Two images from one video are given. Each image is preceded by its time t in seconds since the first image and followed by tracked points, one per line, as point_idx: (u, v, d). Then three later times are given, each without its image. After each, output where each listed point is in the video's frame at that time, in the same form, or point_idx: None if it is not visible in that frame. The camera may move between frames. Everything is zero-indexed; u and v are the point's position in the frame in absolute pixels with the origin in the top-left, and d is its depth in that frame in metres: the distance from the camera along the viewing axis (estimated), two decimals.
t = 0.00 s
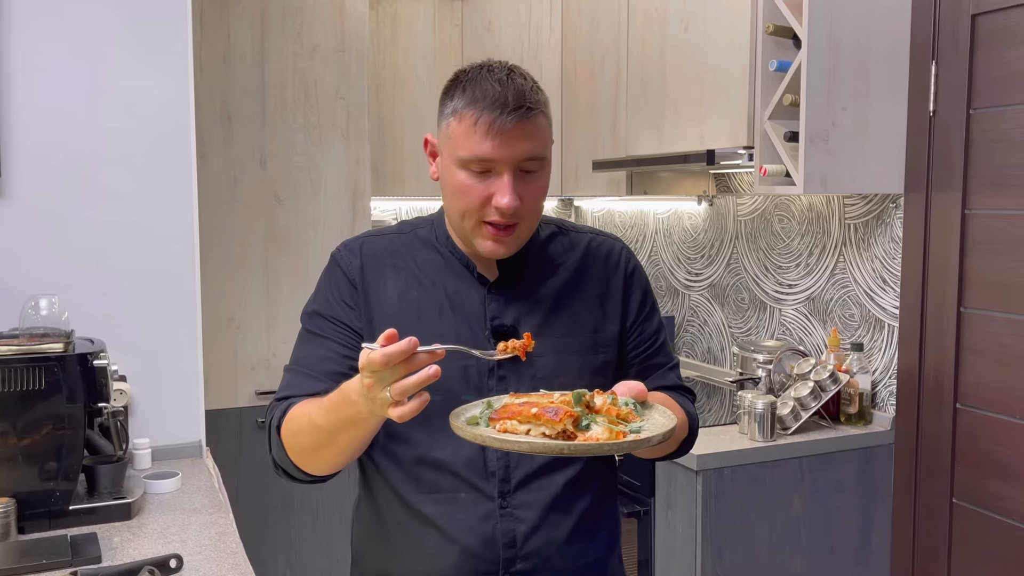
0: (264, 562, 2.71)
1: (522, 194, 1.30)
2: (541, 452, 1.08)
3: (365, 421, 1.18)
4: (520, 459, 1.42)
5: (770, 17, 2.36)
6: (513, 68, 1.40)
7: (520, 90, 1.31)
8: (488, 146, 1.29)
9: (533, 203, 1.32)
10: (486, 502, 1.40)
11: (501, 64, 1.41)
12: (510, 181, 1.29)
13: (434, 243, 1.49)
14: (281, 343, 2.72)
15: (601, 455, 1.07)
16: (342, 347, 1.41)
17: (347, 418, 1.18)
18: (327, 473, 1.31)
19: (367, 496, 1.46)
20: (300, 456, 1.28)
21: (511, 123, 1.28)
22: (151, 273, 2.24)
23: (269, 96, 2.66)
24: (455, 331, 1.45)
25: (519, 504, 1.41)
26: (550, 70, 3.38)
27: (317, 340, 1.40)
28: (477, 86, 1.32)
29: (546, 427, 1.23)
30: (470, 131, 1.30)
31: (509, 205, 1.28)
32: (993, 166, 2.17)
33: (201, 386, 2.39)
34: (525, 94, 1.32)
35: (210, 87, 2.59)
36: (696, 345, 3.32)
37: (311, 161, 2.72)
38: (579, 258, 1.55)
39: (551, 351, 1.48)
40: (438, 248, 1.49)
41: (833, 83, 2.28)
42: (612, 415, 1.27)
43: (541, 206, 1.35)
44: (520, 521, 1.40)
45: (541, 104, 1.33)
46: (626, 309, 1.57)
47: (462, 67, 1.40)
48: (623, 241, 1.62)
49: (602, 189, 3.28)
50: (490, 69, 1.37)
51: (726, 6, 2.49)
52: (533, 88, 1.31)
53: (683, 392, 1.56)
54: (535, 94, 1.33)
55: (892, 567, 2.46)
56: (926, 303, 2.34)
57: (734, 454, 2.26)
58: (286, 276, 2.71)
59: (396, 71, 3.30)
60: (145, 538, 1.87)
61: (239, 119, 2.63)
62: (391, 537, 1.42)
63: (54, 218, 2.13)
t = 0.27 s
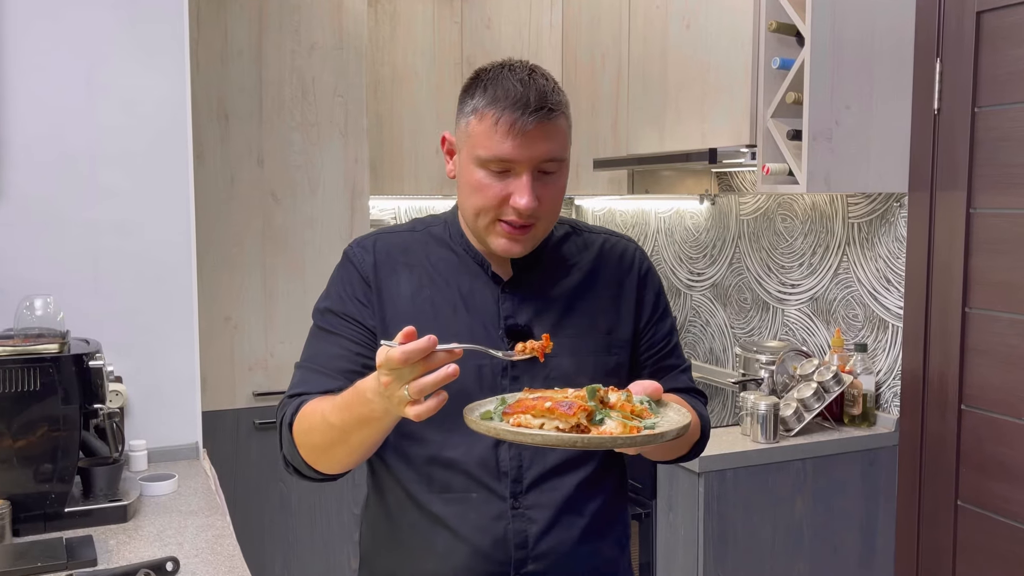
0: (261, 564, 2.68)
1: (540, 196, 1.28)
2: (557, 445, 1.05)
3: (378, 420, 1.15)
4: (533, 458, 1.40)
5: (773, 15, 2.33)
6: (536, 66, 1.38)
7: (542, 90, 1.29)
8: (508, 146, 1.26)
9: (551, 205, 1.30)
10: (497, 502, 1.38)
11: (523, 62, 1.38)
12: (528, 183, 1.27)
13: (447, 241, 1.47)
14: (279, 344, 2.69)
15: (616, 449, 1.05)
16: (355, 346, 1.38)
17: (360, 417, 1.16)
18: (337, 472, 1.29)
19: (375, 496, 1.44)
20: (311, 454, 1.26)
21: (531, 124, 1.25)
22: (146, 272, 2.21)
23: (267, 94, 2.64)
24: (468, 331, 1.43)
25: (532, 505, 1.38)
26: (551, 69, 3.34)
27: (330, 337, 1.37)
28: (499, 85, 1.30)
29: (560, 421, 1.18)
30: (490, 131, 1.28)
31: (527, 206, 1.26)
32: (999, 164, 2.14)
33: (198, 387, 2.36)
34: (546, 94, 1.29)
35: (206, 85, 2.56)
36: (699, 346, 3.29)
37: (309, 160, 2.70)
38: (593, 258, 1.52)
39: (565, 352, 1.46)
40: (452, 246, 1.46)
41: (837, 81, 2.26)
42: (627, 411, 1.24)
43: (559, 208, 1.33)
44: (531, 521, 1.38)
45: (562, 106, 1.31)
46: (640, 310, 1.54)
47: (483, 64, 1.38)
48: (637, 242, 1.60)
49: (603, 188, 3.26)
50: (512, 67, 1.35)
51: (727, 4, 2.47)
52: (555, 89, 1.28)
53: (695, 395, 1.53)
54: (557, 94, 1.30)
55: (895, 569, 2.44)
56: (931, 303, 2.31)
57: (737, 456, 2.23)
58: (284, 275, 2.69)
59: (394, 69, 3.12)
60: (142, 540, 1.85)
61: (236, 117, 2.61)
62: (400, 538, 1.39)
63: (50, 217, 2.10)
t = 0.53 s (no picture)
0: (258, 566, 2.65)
1: (556, 194, 1.27)
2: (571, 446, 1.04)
3: (397, 417, 1.13)
4: (550, 458, 1.37)
5: (775, 13, 2.31)
6: (556, 65, 1.37)
7: (560, 88, 1.27)
8: (524, 143, 1.25)
9: (568, 203, 1.29)
10: (513, 502, 1.35)
11: (543, 61, 1.37)
12: (544, 180, 1.26)
13: (465, 240, 1.45)
14: (277, 344, 2.65)
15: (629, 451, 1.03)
16: (372, 342, 1.36)
17: (377, 415, 1.14)
18: (351, 471, 1.26)
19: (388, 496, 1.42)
20: (325, 450, 1.23)
21: (547, 121, 1.24)
22: (141, 272, 2.18)
23: (264, 92, 2.59)
24: (486, 330, 1.42)
25: (549, 505, 1.36)
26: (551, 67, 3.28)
27: (347, 333, 1.36)
28: (516, 82, 1.29)
29: (575, 422, 1.17)
30: (506, 128, 1.27)
31: (542, 203, 1.25)
32: (1003, 163, 2.12)
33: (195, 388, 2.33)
34: (564, 92, 1.28)
35: (202, 82, 2.53)
36: (702, 346, 3.27)
37: (307, 159, 2.65)
38: (611, 259, 1.50)
39: (583, 352, 1.44)
40: (470, 245, 1.45)
41: (840, 79, 2.23)
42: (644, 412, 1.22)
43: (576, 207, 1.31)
44: (548, 522, 1.36)
45: (580, 104, 1.29)
46: (659, 311, 1.51)
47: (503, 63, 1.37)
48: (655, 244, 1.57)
49: (604, 186, 3.24)
50: (532, 66, 1.34)
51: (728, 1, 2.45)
52: (573, 87, 1.27)
53: (714, 398, 1.50)
54: (574, 93, 1.29)
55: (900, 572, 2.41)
56: (935, 303, 2.29)
57: (740, 459, 2.21)
58: (282, 275, 2.64)
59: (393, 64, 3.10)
60: (138, 542, 1.82)
61: (234, 115, 2.57)
62: (414, 538, 1.37)
63: (46, 216, 2.08)
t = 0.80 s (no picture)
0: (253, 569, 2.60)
1: (578, 200, 1.25)
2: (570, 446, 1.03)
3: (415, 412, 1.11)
4: (569, 460, 1.36)
5: (778, 10, 2.29)
6: (582, 68, 1.34)
7: (586, 94, 1.25)
8: (548, 149, 1.23)
9: (589, 210, 1.27)
10: (531, 504, 1.34)
11: (570, 63, 1.35)
12: (567, 186, 1.24)
13: (487, 241, 1.44)
14: (274, 346, 2.59)
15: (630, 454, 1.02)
16: (393, 340, 1.34)
17: (393, 410, 1.11)
18: (371, 463, 1.24)
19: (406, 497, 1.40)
20: (342, 446, 1.21)
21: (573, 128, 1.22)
22: (137, 272, 2.16)
23: (262, 89, 2.53)
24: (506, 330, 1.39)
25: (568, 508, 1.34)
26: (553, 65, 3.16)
27: (369, 332, 1.34)
28: (542, 86, 1.26)
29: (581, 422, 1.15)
30: (530, 132, 1.25)
31: (563, 209, 1.23)
32: (1009, 161, 2.10)
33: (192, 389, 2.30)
34: (591, 98, 1.26)
35: (199, 81, 2.46)
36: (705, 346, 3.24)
37: (304, 159, 2.58)
38: (633, 261, 1.47)
39: (604, 355, 1.42)
40: (492, 246, 1.43)
41: (844, 77, 2.21)
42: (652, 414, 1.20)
43: (597, 214, 1.29)
44: (566, 525, 1.34)
45: (606, 110, 1.27)
46: (680, 314, 1.49)
47: (529, 63, 1.35)
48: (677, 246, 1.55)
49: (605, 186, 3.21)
50: (558, 68, 1.32)
51: None
52: (600, 94, 1.25)
53: (735, 403, 1.48)
54: (601, 99, 1.27)
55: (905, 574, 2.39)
56: (940, 302, 2.26)
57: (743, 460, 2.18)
58: (280, 274, 2.58)
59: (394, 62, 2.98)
60: (135, 545, 1.80)
61: (231, 115, 2.50)
62: (431, 538, 1.36)
63: (41, 214, 2.06)
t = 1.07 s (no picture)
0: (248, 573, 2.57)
1: (588, 201, 1.21)
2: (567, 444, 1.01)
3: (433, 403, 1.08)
4: (585, 467, 1.34)
5: (782, 7, 2.27)
6: (600, 71, 1.32)
7: (598, 93, 1.22)
8: (557, 148, 1.20)
9: (603, 211, 1.23)
10: (545, 511, 1.32)
11: (588, 67, 1.33)
12: (576, 186, 1.21)
13: (508, 243, 1.41)
14: (272, 346, 2.56)
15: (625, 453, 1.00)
16: (409, 337, 1.33)
17: (410, 401, 1.09)
18: (383, 459, 1.22)
19: (421, 501, 1.40)
20: (355, 440, 1.19)
21: (581, 126, 1.19)
22: (132, 272, 2.13)
23: (258, 88, 2.50)
24: (524, 332, 1.37)
25: (581, 516, 1.33)
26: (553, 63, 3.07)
27: (384, 327, 1.33)
28: (553, 87, 1.25)
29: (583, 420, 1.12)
30: (539, 133, 1.22)
31: (573, 210, 1.20)
32: (1015, 160, 2.07)
33: (188, 391, 2.27)
34: (602, 97, 1.23)
35: (197, 77, 2.44)
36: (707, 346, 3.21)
37: (302, 156, 2.56)
38: (653, 266, 1.45)
39: (622, 360, 1.40)
40: (511, 248, 1.40)
41: (848, 74, 2.18)
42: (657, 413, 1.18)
43: (614, 216, 1.25)
44: (580, 532, 1.33)
45: (620, 110, 1.24)
46: (700, 319, 1.47)
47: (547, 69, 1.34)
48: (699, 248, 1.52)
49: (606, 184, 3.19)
50: (573, 72, 1.30)
51: None
52: (612, 92, 1.22)
53: (759, 407, 1.46)
54: (613, 98, 1.24)
55: None
56: (944, 302, 2.23)
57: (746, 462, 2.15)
58: (278, 273, 2.56)
59: (392, 58, 2.89)
60: (130, 548, 1.77)
61: (227, 111, 2.47)
62: (445, 543, 1.35)
63: (36, 213, 2.03)
